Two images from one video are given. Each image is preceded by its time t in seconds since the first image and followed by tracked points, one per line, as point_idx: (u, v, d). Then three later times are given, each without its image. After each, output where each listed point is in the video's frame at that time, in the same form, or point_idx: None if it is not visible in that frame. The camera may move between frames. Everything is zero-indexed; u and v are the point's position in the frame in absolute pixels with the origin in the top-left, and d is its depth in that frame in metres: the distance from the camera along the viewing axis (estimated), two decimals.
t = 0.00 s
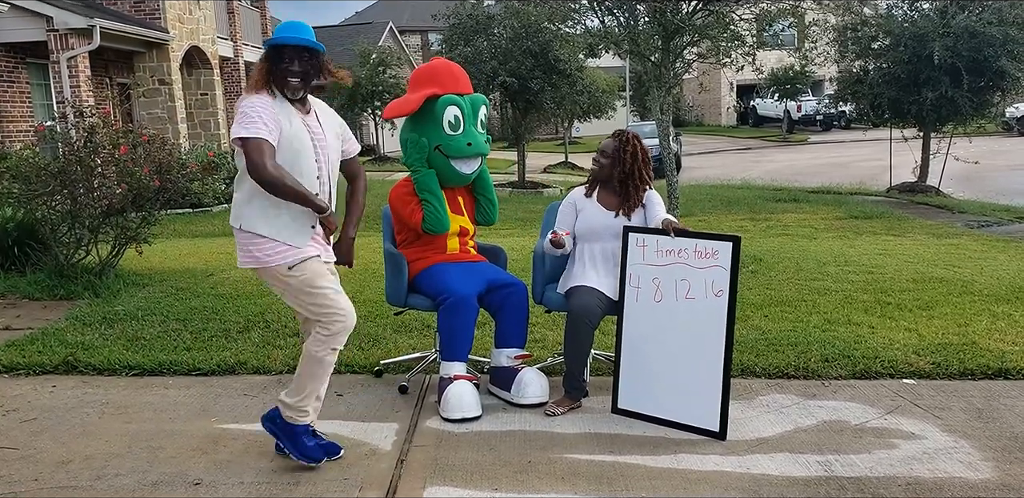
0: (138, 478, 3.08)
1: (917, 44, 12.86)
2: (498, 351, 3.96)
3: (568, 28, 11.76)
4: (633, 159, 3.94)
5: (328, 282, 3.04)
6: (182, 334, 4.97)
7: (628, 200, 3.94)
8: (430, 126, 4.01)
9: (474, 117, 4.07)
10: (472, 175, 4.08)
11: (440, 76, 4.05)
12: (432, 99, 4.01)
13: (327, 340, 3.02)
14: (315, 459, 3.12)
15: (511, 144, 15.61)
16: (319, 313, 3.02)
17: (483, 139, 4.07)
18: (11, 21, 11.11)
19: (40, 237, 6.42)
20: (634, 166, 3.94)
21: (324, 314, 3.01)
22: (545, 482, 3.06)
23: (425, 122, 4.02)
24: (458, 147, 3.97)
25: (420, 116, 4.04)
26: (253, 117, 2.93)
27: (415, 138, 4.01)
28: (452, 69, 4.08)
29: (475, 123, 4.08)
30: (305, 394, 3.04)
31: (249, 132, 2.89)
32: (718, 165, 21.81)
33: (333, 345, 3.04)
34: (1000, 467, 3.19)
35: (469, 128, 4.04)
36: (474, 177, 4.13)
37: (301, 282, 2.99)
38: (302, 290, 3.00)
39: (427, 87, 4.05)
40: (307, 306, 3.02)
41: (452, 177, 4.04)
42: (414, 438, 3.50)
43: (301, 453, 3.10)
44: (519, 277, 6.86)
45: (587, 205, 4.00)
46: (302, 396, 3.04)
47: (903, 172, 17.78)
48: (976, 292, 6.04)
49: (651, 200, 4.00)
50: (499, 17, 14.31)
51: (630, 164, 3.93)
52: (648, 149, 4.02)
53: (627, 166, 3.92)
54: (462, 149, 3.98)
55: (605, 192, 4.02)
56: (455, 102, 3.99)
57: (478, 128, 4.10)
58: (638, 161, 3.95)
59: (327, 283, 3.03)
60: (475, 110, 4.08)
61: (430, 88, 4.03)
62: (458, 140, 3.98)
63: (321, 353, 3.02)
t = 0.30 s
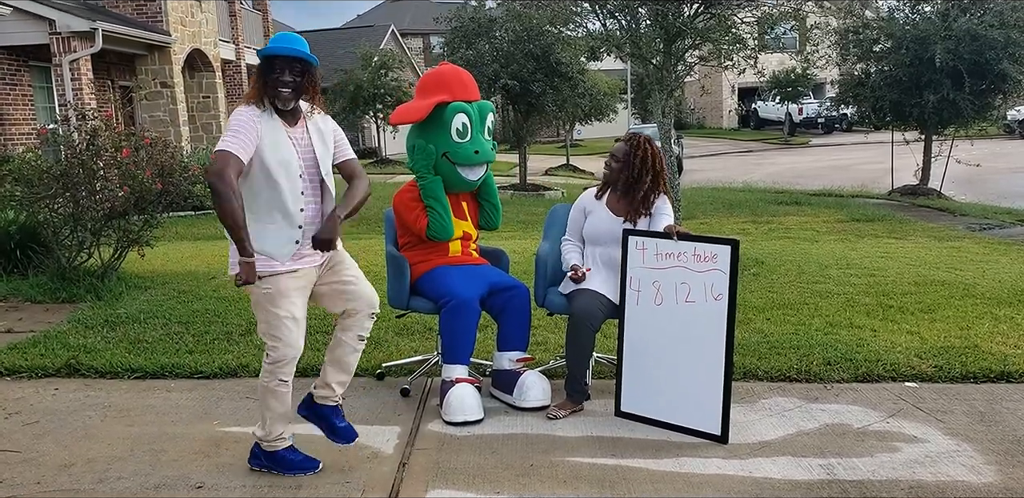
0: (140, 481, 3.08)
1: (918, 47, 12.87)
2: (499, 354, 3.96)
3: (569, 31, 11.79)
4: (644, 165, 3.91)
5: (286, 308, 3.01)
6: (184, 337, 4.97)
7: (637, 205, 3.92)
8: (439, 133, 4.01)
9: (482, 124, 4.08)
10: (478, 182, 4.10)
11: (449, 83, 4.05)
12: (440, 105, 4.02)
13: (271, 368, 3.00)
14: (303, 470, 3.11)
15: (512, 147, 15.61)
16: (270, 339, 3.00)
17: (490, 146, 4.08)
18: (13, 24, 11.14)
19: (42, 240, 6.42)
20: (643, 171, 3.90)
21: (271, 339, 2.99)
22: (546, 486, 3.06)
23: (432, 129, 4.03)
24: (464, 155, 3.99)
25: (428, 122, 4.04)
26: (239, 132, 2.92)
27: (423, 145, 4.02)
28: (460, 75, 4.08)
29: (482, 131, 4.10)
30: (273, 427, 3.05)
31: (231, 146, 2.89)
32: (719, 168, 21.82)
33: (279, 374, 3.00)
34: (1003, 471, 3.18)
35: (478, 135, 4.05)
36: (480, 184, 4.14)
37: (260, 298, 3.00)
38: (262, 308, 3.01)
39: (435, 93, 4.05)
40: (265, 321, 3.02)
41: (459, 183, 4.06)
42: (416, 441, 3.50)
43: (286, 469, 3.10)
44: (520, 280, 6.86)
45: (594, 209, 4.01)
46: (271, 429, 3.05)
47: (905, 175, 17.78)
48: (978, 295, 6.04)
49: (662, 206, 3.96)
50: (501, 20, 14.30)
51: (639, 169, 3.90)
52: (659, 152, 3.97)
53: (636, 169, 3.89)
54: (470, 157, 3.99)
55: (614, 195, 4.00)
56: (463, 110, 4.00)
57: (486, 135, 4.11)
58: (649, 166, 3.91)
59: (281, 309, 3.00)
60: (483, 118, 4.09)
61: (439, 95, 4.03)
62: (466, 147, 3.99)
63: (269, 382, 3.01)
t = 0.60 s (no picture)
0: (139, 482, 3.08)
1: (918, 48, 12.88)
2: (499, 355, 3.96)
3: (569, 32, 11.81)
4: (653, 170, 3.90)
5: (272, 307, 3.07)
6: (184, 338, 4.97)
7: (645, 210, 3.91)
8: (432, 128, 4.01)
9: (476, 121, 4.06)
10: (473, 179, 4.07)
11: (447, 80, 4.07)
12: (434, 101, 4.03)
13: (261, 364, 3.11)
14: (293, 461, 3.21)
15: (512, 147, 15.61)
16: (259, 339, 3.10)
17: (484, 144, 4.05)
18: (13, 25, 11.14)
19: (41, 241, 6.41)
20: (652, 176, 3.89)
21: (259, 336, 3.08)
22: (545, 486, 3.07)
23: (426, 125, 4.04)
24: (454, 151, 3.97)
25: (424, 119, 4.06)
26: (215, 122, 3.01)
27: (416, 140, 4.03)
28: (460, 74, 4.09)
29: (477, 128, 4.07)
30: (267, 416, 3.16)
31: (206, 136, 2.99)
32: (719, 169, 21.83)
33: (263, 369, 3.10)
34: (1003, 472, 3.18)
35: (471, 132, 4.03)
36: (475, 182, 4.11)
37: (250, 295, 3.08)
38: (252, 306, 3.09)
39: (431, 90, 4.06)
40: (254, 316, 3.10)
41: (452, 180, 4.05)
42: (415, 442, 3.49)
43: (279, 458, 3.20)
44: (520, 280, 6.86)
45: (599, 211, 4.01)
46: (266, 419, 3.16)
47: (904, 175, 17.79)
48: (978, 296, 6.04)
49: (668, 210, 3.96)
50: (501, 21, 14.29)
51: (649, 174, 3.89)
52: (666, 155, 3.96)
53: (646, 174, 3.88)
54: (460, 153, 3.97)
55: (622, 198, 3.98)
56: (456, 105, 3.99)
57: (481, 133, 4.09)
58: (658, 170, 3.91)
59: (265, 309, 3.06)
60: (478, 115, 4.06)
61: (435, 91, 4.06)
62: (457, 143, 3.97)
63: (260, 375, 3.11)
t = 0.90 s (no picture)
0: (139, 483, 3.08)
1: (918, 49, 12.88)
2: (499, 357, 3.95)
3: (570, 33, 11.82)
4: (656, 173, 3.90)
5: (288, 292, 3.06)
6: (184, 340, 4.97)
7: (648, 213, 3.92)
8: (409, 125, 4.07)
9: (452, 119, 4.03)
10: (447, 177, 4.04)
11: (435, 77, 4.12)
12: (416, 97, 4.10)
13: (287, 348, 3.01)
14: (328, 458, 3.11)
15: (512, 149, 15.60)
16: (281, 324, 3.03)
17: (456, 139, 4.00)
18: (14, 26, 11.16)
19: (42, 242, 6.40)
20: (655, 179, 3.90)
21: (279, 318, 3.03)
22: (545, 488, 3.06)
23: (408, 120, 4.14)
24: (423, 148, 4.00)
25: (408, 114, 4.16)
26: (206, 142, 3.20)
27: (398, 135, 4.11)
28: (457, 73, 4.10)
29: (454, 124, 4.04)
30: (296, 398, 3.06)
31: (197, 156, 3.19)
32: (719, 170, 21.82)
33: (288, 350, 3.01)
34: (1003, 473, 3.18)
35: (446, 127, 4.02)
36: (453, 181, 4.07)
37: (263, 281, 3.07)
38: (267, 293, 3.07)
39: (419, 87, 4.15)
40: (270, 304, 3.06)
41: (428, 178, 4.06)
42: (415, 443, 3.49)
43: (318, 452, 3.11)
44: (521, 281, 6.86)
45: (600, 211, 4.00)
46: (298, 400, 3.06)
47: (905, 177, 17.78)
48: (979, 297, 6.04)
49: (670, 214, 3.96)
50: (501, 22, 14.30)
51: (652, 177, 3.89)
52: (670, 157, 3.95)
53: (649, 178, 3.88)
54: (426, 146, 3.98)
55: (625, 200, 3.98)
56: (429, 99, 4.03)
57: (458, 131, 4.04)
58: (662, 173, 3.91)
59: (281, 293, 3.04)
60: (455, 111, 4.03)
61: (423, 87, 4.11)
62: (425, 136, 4.00)
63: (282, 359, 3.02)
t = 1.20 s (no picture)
0: (138, 484, 3.08)
1: (918, 50, 12.88)
2: (497, 359, 3.96)
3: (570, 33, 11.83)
4: (660, 173, 3.88)
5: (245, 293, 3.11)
6: (183, 340, 4.97)
7: (653, 214, 3.90)
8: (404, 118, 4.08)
9: (439, 108, 3.99)
10: (432, 163, 3.96)
11: (433, 74, 4.14)
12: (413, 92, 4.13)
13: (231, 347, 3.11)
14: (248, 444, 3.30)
15: (512, 149, 15.59)
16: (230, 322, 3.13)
17: (441, 126, 3.94)
18: (14, 26, 11.17)
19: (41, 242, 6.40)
20: (659, 180, 3.88)
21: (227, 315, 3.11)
22: (545, 488, 3.06)
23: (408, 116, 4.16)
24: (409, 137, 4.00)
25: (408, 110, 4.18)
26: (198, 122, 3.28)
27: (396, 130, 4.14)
28: (455, 71, 4.09)
29: (442, 113, 3.99)
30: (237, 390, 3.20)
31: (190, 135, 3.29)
32: (719, 171, 21.81)
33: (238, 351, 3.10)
34: (1003, 474, 3.17)
35: (433, 116, 3.99)
36: (439, 169, 3.97)
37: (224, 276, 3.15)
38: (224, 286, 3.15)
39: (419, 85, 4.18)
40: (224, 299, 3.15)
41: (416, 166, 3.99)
42: (415, 444, 3.49)
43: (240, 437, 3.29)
44: (520, 282, 6.86)
45: (601, 212, 4.00)
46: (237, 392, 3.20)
47: (905, 177, 17.78)
48: (979, 298, 6.04)
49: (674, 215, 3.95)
50: (501, 22, 14.31)
51: (655, 177, 3.87)
52: (674, 158, 3.94)
53: (653, 178, 3.86)
54: (413, 135, 3.95)
55: (629, 201, 3.97)
56: (421, 91, 4.03)
57: (446, 120, 3.98)
58: (665, 173, 3.88)
59: (237, 293, 3.10)
60: (443, 101, 3.99)
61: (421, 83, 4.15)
62: (414, 125, 3.98)
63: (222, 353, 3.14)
